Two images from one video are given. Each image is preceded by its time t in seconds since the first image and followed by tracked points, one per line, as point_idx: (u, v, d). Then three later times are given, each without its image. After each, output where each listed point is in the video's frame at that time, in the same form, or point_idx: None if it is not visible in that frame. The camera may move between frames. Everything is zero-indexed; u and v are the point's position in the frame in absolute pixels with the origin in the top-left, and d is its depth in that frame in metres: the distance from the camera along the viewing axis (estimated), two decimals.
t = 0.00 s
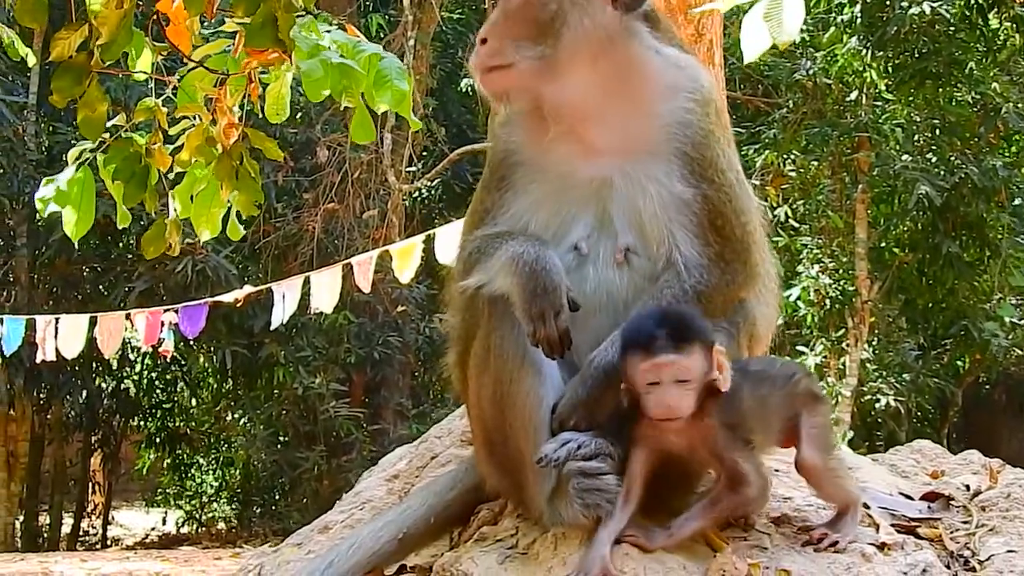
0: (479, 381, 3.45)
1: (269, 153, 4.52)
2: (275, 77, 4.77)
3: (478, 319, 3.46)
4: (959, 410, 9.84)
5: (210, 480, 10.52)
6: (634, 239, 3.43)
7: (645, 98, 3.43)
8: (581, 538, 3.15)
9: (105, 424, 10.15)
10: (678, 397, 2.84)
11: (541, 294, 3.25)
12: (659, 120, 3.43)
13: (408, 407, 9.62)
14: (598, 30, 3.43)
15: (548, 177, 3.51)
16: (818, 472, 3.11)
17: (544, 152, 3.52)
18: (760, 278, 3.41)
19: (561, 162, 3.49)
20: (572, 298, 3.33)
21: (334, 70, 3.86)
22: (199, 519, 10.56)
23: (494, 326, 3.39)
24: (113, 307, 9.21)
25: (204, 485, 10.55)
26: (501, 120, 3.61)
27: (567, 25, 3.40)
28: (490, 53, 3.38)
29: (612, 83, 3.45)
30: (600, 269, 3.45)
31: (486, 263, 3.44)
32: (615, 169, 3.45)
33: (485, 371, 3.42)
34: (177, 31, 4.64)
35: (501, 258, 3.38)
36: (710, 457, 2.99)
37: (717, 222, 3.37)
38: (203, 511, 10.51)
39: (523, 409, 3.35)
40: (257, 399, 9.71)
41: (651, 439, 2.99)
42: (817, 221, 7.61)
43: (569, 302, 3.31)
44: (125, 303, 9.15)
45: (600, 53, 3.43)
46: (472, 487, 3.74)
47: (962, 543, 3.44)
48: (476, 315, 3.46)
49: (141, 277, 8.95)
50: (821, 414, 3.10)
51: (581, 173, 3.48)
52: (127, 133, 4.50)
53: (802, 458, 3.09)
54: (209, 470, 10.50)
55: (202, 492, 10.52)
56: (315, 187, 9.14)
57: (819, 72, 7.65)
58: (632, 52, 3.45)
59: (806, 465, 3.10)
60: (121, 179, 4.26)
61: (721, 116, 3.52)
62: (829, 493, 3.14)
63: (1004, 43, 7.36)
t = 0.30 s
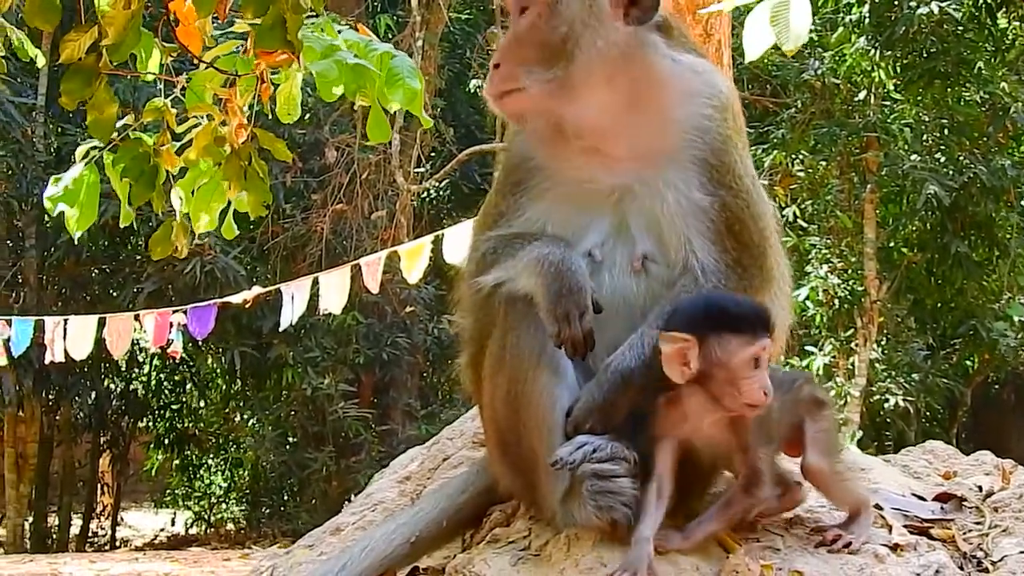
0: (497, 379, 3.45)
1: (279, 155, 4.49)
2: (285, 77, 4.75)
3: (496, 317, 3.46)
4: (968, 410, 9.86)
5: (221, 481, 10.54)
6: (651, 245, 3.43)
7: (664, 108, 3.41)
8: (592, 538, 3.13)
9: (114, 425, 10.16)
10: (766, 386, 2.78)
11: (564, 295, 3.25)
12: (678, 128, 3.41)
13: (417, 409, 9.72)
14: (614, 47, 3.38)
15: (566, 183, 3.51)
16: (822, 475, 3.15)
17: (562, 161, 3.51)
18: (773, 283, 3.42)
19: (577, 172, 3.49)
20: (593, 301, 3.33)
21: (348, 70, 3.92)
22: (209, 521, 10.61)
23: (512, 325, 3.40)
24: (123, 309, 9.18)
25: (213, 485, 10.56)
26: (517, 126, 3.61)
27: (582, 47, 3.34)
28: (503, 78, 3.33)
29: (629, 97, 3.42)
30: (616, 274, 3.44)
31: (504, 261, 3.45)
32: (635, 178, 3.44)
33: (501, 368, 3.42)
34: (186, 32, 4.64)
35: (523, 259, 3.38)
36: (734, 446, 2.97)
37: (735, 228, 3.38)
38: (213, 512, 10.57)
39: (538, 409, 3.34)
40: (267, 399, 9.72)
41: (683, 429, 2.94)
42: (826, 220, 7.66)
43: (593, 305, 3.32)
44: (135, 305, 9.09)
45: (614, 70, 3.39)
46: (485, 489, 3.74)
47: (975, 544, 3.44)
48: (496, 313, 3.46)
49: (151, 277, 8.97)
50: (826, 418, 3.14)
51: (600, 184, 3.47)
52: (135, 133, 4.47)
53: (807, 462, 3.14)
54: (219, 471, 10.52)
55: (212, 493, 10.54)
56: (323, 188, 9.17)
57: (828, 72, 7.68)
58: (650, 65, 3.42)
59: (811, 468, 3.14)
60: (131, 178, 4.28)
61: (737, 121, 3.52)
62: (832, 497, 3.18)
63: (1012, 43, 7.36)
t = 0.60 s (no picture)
0: (509, 382, 3.44)
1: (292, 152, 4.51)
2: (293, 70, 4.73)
3: (508, 320, 3.45)
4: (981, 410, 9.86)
5: (233, 481, 10.57)
6: (664, 247, 3.41)
7: (667, 99, 3.43)
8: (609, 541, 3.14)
9: (127, 427, 10.17)
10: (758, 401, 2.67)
11: (575, 296, 3.25)
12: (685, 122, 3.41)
13: (429, 410, 9.72)
14: (608, 32, 3.46)
15: (575, 182, 3.52)
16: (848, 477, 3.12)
17: (572, 159, 3.54)
18: (789, 283, 3.37)
19: (586, 168, 3.51)
20: (605, 302, 3.34)
21: (362, 73, 3.91)
22: (222, 522, 10.63)
23: (525, 328, 3.39)
24: (136, 309, 9.29)
25: (226, 486, 10.57)
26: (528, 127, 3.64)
27: (573, 29, 3.48)
28: (501, 57, 3.50)
29: (629, 85, 3.46)
30: (629, 276, 3.44)
31: (517, 264, 3.45)
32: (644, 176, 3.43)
33: (515, 372, 3.41)
34: (198, 31, 4.65)
35: (534, 261, 3.38)
36: (744, 457, 2.90)
37: (748, 227, 3.32)
38: (225, 513, 10.60)
39: (553, 412, 3.34)
40: (279, 401, 9.78)
41: (684, 438, 2.86)
42: (835, 224, 7.72)
43: (604, 306, 3.32)
44: (147, 306, 9.19)
45: (613, 58, 3.46)
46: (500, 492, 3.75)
47: (990, 545, 3.43)
48: (508, 316, 3.46)
49: (163, 279, 8.97)
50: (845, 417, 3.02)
51: (609, 180, 3.48)
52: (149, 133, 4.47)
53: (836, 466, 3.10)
54: (231, 472, 10.55)
55: (225, 494, 10.57)
56: (335, 189, 9.21)
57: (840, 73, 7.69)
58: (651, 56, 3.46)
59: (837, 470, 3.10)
60: (146, 179, 4.27)
61: (748, 116, 3.47)
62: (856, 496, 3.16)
63: None
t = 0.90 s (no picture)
0: (525, 386, 3.43)
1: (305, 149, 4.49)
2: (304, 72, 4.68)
3: (524, 323, 3.44)
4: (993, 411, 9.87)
5: (245, 484, 10.56)
6: (679, 249, 3.40)
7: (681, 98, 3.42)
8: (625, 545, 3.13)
9: (139, 429, 10.19)
10: (680, 392, 2.77)
11: (590, 299, 3.25)
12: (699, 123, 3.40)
13: (441, 413, 9.75)
14: (619, 27, 3.44)
15: (589, 183, 3.51)
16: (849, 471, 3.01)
17: (586, 162, 3.52)
18: (805, 284, 3.36)
19: (600, 169, 3.50)
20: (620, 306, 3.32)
21: (374, 73, 3.85)
22: (233, 525, 10.59)
23: (541, 332, 3.38)
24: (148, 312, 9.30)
25: (238, 489, 10.57)
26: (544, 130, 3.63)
27: (585, 23, 3.46)
28: (515, 52, 3.50)
29: (642, 82, 3.44)
30: (644, 278, 3.42)
31: (532, 268, 3.44)
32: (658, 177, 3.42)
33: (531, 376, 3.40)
34: (210, 32, 4.64)
35: (549, 265, 3.37)
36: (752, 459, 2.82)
37: (763, 229, 3.32)
38: (237, 516, 10.56)
39: (570, 416, 3.34)
40: (291, 403, 9.73)
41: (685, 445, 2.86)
42: (849, 222, 7.59)
43: (618, 310, 3.31)
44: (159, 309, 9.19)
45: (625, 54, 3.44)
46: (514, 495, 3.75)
47: (1005, 549, 3.43)
48: (524, 319, 3.44)
49: (175, 282, 8.97)
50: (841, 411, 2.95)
51: (623, 181, 3.46)
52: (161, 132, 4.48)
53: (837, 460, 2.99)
54: (242, 475, 10.50)
55: (236, 496, 10.56)
56: (347, 192, 9.24)
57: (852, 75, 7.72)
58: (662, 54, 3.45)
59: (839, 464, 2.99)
60: (156, 178, 4.27)
61: (763, 117, 3.46)
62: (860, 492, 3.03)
63: None
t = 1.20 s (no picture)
0: (534, 390, 3.41)
1: (317, 148, 4.50)
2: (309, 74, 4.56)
3: (534, 328, 3.42)
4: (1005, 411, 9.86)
5: (257, 485, 10.57)
6: (689, 253, 3.40)
7: (690, 100, 3.39)
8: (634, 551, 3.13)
9: (150, 430, 10.21)
10: (689, 423, 2.74)
11: (598, 303, 3.24)
12: (709, 125, 3.38)
13: (453, 414, 9.74)
14: (628, 27, 3.38)
15: (600, 186, 3.49)
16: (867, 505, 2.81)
17: (596, 164, 3.51)
18: (815, 287, 3.36)
19: (610, 172, 3.48)
20: (630, 309, 3.33)
21: (389, 63, 3.80)
22: (245, 526, 10.61)
23: (552, 336, 3.37)
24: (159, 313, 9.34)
25: (249, 490, 10.58)
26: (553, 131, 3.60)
27: (592, 23, 3.40)
28: (525, 55, 3.45)
29: (650, 83, 3.40)
30: (655, 282, 3.44)
31: (542, 272, 3.42)
32: (668, 180, 3.41)
33: (541, 380, 3.38)
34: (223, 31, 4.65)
35: (559, 270, 3.36)
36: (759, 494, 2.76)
37: (773, 231, 3.31)
38: (249, 517, 10.57)
39: (579, 421, 3.32)
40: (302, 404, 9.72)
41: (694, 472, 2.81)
42: (861, 224, 7.67)
43: (628, 313, 3.31)
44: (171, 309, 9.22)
45: (634, 54, 3.39)
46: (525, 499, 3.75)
47: (1016, 553, 3.45)
48: (534, 324, 3.42)
49: (187, 283, 8.97)
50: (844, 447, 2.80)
51: (632, 183, 3.45)
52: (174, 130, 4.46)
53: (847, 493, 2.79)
54: (254, 476, 10.53)
55: (248, 497, 10.56)
56: (358, 193, 9.26)
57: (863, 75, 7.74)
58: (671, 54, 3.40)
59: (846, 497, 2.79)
60: (164, 177, 4.30)
61: (772, 119, 3.44)
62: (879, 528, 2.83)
63: None
